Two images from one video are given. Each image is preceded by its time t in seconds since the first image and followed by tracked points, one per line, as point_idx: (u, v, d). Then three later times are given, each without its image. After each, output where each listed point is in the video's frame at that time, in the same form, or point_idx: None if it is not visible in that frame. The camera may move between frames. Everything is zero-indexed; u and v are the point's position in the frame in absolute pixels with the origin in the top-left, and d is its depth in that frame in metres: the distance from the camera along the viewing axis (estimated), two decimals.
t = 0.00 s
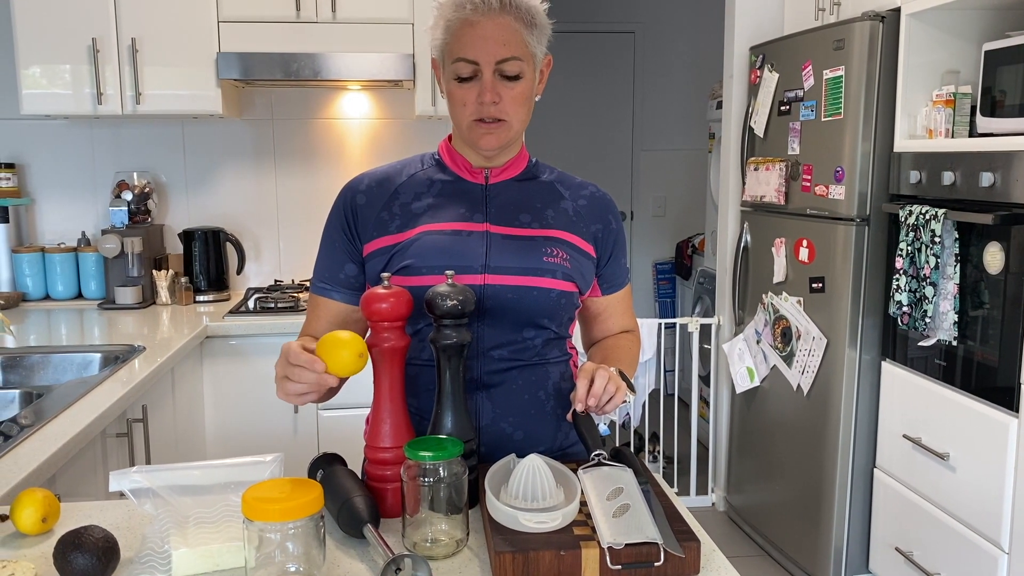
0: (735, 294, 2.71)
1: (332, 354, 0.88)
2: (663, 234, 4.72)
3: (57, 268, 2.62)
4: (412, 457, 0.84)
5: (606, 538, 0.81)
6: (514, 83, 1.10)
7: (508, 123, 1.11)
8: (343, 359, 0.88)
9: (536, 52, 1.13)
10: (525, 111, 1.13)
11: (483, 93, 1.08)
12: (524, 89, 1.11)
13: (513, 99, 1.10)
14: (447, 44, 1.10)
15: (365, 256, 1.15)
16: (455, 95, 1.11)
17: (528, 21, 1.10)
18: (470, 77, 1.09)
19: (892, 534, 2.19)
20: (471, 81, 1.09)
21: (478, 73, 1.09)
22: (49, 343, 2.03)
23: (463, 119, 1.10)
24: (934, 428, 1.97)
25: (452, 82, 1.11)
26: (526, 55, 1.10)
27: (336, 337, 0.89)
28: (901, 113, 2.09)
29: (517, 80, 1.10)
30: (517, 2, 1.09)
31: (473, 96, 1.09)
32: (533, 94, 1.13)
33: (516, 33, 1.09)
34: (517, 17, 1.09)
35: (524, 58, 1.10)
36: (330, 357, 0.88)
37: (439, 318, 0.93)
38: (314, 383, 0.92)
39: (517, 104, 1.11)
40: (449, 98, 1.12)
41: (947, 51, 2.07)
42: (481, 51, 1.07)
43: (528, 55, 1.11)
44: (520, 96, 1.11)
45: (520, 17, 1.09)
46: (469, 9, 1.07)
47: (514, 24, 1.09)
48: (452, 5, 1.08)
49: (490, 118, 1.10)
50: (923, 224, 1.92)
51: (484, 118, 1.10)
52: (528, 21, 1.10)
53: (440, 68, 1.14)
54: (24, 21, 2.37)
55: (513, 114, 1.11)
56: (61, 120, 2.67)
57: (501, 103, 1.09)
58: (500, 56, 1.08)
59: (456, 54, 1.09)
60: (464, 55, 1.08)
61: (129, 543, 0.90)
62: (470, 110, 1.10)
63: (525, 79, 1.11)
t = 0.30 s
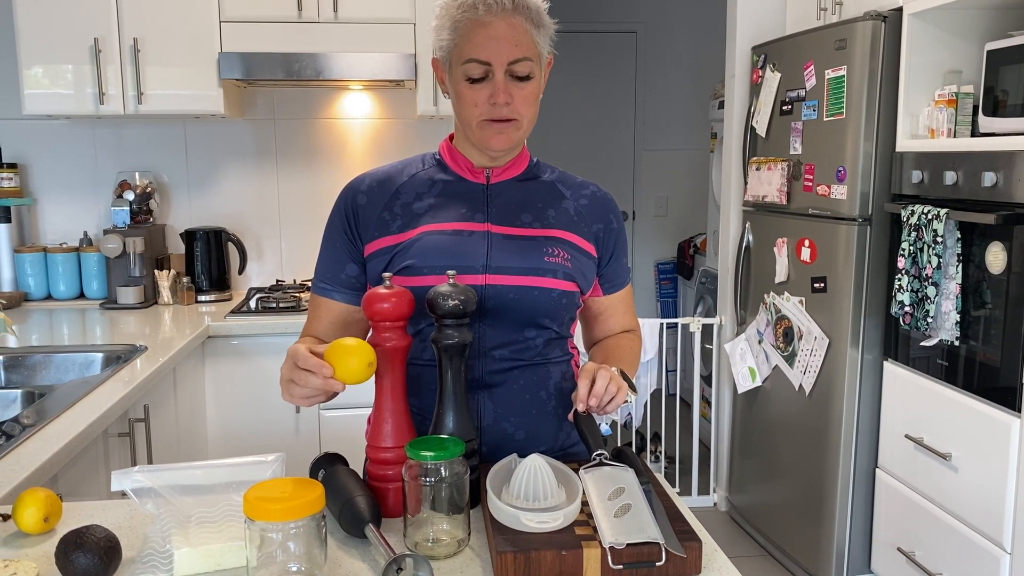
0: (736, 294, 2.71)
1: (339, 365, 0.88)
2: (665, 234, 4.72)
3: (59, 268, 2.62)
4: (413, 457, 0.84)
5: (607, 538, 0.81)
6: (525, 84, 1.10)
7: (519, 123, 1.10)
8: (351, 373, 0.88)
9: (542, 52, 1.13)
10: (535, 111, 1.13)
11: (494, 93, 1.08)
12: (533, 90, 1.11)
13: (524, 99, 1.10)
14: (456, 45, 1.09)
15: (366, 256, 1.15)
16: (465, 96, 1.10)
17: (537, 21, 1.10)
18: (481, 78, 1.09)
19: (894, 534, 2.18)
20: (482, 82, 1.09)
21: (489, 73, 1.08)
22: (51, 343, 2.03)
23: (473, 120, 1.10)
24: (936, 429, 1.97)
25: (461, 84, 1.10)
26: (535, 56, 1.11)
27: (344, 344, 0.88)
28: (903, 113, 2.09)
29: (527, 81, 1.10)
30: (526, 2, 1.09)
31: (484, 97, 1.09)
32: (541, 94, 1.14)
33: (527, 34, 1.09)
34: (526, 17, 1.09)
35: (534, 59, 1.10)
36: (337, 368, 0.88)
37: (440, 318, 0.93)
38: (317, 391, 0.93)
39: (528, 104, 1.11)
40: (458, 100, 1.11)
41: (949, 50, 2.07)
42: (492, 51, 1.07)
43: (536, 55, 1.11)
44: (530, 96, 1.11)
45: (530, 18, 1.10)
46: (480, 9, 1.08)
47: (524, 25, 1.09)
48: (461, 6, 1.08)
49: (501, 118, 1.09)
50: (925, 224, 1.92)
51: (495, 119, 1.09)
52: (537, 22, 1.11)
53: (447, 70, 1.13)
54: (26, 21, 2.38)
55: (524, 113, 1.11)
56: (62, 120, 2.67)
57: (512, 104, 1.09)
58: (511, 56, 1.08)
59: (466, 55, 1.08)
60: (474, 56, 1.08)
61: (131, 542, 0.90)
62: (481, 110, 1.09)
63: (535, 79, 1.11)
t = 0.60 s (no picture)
0: (738, 293, 2.71)
1: (347, 368, 0.88)
2: (667, 234, 4.72)
3: (61, 267, 2.63)
4: (414, 457, 0.84)
5: (608, 537, 0.81)
6: (526, 85, 1.10)
7: (521, 124, 1.11)
8: (358, 375, 0.88)
9: (544, 53, 1.13)
10: (536, 112, 1.13)
11: (496, 95, 1.08)
12: (535, 91, 1.11)
13: (526, 100, 1.10)
14: (458, 46, 1.09)
15: (368, 256, 1.16)
16: (466, 97, 1.10)
17: (538, 22, 1.10)
18: (483, 79, 1.09)
19: (895, 534, 2.18)
20: (484, 83, 1.09)
21: (491, 74, 1.08)
22: (53, 342, 2.03)
23: (476, 121, 1.10)
24: (938, 428, 1.97)
25: (463, 85, 1.10)
26: (537, 56, 1.11)
27: (350, 344, 0.88)
28: (905, 112, 2.08)
29: (529, 82, 1.10)
30: (528, 3, 1.09)
31: (486, 98, 1.09)
32: (543, 95, 1.14)
33: (529, 35, 1.09)
34: (528, 18, 1.09)
35: (536, 60, 1.10)
36: (345, 372, 0.88)
37: (441, 317, 0.94)
38: (326, 397, 0.93)
39: (530, 105, 1.11)
40: (460, 101, 1.11)
41: (951, 50, 2.06)
42: (494, 52, 1.07)
43: (538, 55, 1.11)
44: (532, 97, 1.11)
45: (531, 19, 1.10)
46: (482, 11, 1.08)
47: (526, 25, 1.09)
48: (463, 7, 1.08)
49: (503, 119, 1.09)
50: (926, 224, 1.92)
51: (497, 120, 1.09)
52: (538, 23, 1.11)
53: (448, 71, 1.13)
54: (28, 21, 2.38)
55: (525, 114, 1.11)
56: (65, 119, 2.67)
57: (514, 105, 1.09)
58: (513, 57, 1.08)
59: (468, 56, 1.08)
60: (476, 57, 1.08)
61: (132, 541, 0.90)
62: (482, 111, 1.09)
63: (536, 80, 1.11)
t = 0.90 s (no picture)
0: (740, 293, 2.71)
1: (352, 373, 0.88)
2: (668, 233, 4.72)
3: (63, 266, 2.63)
4: (417, 456, 0.84)
5: (610, 536, 0.81)
6: (529, 85, 1.10)
7: (523, 124, 1.11)
8: (365, 380, 0.88)
9: (547, 52, 1.13)
10: (539, 111, 1.13)
11: (499, 94, 1.08)
12: (537, 90, 1.11)
13: (528, 100, 1.10)
14: (460, 45, 1.09)
15: (370, 256, 1.16)
16: (469, 97, 1.10)
17: (541, 22, 1.10)
18: (485, 79, 1.09)
19: (897, 534, 2.18)
20: (486, 82, 1.09)
21: (493, 74, 1.08)
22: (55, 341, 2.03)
23: (478, 120, 1.10)
24: (940, 428, 1.97)
25: (465, 84, 1.10)
26: (539, 56, 1.11)
27: (356, 349, 0.88)
28: (907, 112, 2.08)
29: (531, 81, 1.10)
30: (531, 2, 1.09)
31: (488, 98, 1.09)
32: (545, 95, 1.14)
33: (531, 35, 1.09)
34: (531, 18, 1.09)
35: (538, 59, 1.10)
36: (350, 376, 0.88)
37: (443, 317, 0.94)
38: (329, 401, 0.93)
39: (531, 105, 1.11)
40: (462, 100, 1.11)
41: (954, 49, 2.06)
42: (496, 52, 1.07)
43: (540, 55, 1.11)
44: (534, 97, 1.11)
45: (534, 18, 1.10)
46: (485, 10, 1.08)
47: (528, 25, 1.09)
48: (465, 6, 1.08)
49: (505, 119, 1.09)
50: (928, 223, 1.92)
51: (499, 119, 1.09)
52: (541, 22, 1.11)
53: (451, 70, 1.13)
54: (31, 21, 2.38)
55: (527, 114, 1.11)
56: (67, 119, 2.67)
57: (516, 105, 1.09)
58: (515, 57, 1.08)
59: (470, 56, 1.08)
60: (479, 56, 1.08)
61: (135, 540, 0.91)
62: (485, 111, 1.09)
63: (539, 80, 1.11)
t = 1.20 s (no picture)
0: (742, 292, 2.70)
1: (353, 373, 0.88)
2: (670, 232, 4.71)
3: (66, 265, 2.63)
4: (419, 455, 0.84)
5: (613, 535, 0.81)
6: (532, 82, 1.10)
7: (526, 121, 1.10)
8: (366, 381, 0.88)
9: (550, 50, 1.13)
10: (542, 109, 1.13)
11: (502, 92, 1.08)
12: (541, 88, 1.11)
13: (531, 97, 1.10)
14: (464, 42, 1.09)
15: (373, 254, 1.15)
16: (472, 94, 1.10)
17: (545, 19, 1.10)
18: (489, 76, 1.08)
19: (899, 533, 2.18)
20: (490, 79, 1.09)
21: (497, 71, 1.08)
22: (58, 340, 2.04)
23: (481, 118, 1.09)
24: (942, 427, 1.96)
25: (469, 82, 1.10)
26: (543, 53, 1.11)
27: (357, 350, 0.88)
28: (910, 110, 2.07)
29: (535, 79, 1.10)
30: None
31: (492, 95, 1.09)
32: (549, 93, 1.14)
33: (535, 32, 1.09)
34: (535, 16, 1.09)
35: (542, 57, 1.10)
36: (351, 376, 0.88)
37: (446, 316, 0.94)
38: (330, 402, 0.93)
39: (535, 102, 1.11)
40: (465, 98, 1.11)
41: (957, 47, 2.05)
42: (500, 49, 1.07)
43: (544, 53, 1.11)
44: (538, 95, 1.11)
45: (538, 15, 1.09)
46: (489, 6, 1.07)
47: (532, 22, 1.09)
48: (469, 3, 1.08)
49: (509, 116, 1.09)
50: (931, 221, 1.91)
51: (503, 117, 1.09)
52: (545, 20, 1.10)
53: (455, 68, 1.13)
54: (33, 19, 2.38)
55: (531, 112, 1.10)
56: (69, 117, 2.67)
57: (520, 102, 1.09)
58: (519, 54, 1.08)
59: (474, 52, 1.08)
60: (483, 53, 1.08)
61: (136, 539, 0.90)
62: (488, 109, 1.09)
63: (542, 77, 1.11)
